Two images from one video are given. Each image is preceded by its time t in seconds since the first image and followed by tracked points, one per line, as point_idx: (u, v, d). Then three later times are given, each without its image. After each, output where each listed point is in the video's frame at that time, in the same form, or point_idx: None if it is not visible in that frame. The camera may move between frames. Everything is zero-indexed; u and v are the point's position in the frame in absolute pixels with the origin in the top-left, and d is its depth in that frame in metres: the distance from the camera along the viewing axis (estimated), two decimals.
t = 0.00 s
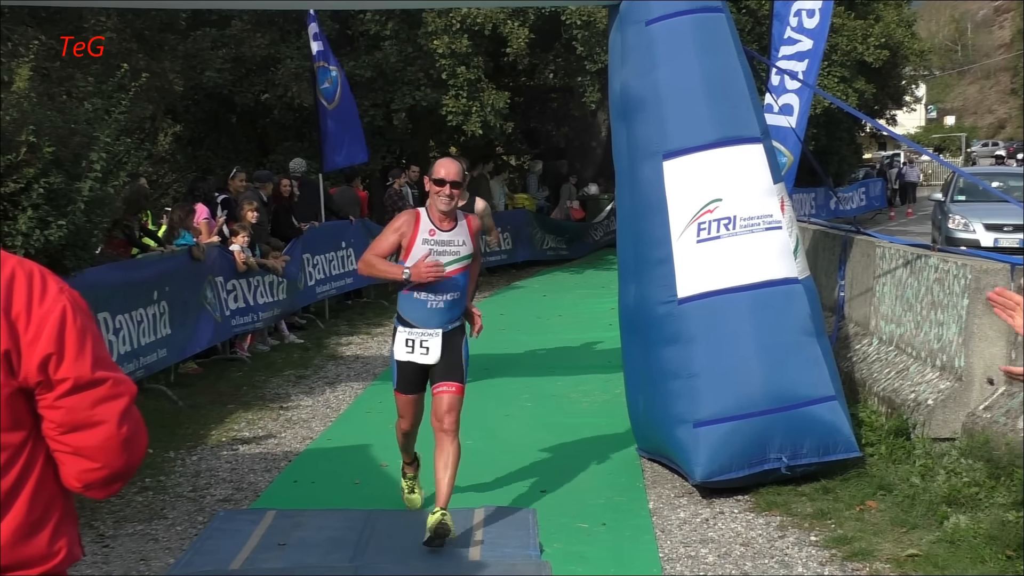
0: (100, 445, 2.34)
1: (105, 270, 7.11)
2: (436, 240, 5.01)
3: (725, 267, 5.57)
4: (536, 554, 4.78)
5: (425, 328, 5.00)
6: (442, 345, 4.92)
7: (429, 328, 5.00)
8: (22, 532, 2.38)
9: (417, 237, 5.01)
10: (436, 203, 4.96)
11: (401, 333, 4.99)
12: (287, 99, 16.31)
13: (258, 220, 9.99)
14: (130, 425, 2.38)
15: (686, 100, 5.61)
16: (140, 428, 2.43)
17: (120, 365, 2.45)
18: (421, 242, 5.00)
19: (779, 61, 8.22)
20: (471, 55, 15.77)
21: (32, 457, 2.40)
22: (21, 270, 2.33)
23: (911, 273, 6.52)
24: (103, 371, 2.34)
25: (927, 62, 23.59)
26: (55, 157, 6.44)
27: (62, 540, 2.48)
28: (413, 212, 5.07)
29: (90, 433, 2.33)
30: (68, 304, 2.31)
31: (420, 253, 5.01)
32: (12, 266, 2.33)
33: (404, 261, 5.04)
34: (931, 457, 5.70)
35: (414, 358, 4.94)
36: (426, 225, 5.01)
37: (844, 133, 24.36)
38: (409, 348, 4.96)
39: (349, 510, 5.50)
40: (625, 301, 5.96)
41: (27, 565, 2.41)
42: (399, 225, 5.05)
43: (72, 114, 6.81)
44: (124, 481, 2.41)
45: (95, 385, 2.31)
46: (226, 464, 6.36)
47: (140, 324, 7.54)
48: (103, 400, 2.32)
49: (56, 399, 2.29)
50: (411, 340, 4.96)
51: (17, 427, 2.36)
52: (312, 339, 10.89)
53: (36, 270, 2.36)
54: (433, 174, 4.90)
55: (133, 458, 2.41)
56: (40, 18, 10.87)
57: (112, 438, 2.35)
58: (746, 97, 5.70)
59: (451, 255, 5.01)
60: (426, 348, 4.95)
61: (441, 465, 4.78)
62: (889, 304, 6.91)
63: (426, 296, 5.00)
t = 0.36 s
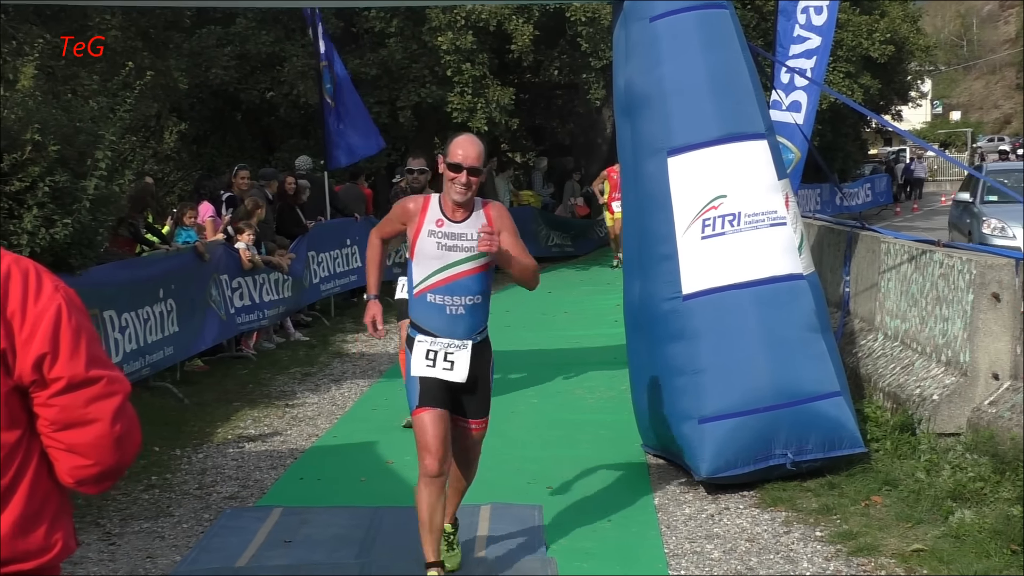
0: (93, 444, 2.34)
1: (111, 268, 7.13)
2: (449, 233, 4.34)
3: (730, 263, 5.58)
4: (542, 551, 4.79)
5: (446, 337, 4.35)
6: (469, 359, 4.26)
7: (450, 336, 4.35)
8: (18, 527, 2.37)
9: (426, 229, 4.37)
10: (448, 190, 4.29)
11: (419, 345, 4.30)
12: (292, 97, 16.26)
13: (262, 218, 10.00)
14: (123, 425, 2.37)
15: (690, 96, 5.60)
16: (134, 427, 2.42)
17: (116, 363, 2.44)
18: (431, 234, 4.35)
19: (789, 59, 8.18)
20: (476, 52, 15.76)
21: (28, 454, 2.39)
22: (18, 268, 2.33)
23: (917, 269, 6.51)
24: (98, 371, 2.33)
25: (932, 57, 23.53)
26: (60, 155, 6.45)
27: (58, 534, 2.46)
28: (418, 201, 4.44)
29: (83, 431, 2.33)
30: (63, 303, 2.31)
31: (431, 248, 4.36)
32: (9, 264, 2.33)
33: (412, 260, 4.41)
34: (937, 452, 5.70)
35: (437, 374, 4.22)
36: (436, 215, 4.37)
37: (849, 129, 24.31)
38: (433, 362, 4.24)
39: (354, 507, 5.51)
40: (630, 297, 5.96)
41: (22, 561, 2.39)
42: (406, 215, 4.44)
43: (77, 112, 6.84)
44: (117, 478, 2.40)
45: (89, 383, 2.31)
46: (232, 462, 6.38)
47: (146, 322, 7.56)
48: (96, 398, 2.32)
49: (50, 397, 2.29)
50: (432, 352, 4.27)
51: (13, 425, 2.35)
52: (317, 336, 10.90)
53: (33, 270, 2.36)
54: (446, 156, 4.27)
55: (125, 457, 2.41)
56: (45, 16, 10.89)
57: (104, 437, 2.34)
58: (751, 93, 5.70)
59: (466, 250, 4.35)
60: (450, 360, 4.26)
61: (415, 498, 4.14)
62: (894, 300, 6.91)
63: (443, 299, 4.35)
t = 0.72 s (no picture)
0: (80, 438, 2.22)
1: (115, 263, 7.13)
2: (498, 253, 3.56)
3: (733, 258, 5.57)
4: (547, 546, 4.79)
5: (486, 379, 3.58)
6: (511, 405, 3.52)
7: (494, 380, 3.57)
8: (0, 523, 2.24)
9: (470, 249, 3.54)
10: (491, 201, 3.55)
11: (451, 392, 3.57)
12: (297, 93, 16.28)
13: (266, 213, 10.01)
14: (109, 419, 2.26)
15: (693, 92, 5.59)
16: (120, 421, 2.31)
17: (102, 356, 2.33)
18: (478, 256, 3.54)
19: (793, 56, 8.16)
20: (480, 47, 15.76)
21: (13, 448, 2.26)
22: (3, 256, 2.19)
23: (921, 264, 6.50)
24: (84, 364, 2.22)
25: (937, 52, 23.50)
26: (64, 150, 6.46)
27: (43, 527, 2.35)
28: (450, 216, 3.59)
29: (70, 425, 2.21)
30: (50, 295, 2.19)
31: (477, 272, 3.54)
32: None
33: (447, 288, 3.58)
34: (941, 447, 5.70)
35: (475, 426, 3.51)
36: (480, 232, 3.56)
37: (853, 124, 24.30)
38: (469, 411, 3.52)
39: (358, 502, 5.52)
40: (634, 293, 5.95)
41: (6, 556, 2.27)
42: (438, 237, 3.54)
43: (81, 107, 6.84)
44: (103, 473, 2.29)
45: (75, 377, 2.20)
46: (237, 457, 6.39)
47: (150, 317, 7.57)
48: (82, 393, 2.21)
49: (35, 391, 2.17)
50: (466, 399, 3.54)
51: None
52: (321, 331, 10.91)
53: (19, 261, 2.23)
54: (488, 160, 3.56)
55: (112, 451, 2.30)
56: (49, 11, 10.90)
57: (91, 432, 2.23)
58: (754, 89, 5.70)
59: (518, 272, 3.59)
60: (490, 408, 3.52)
61: (510, 575, 3.39)
62: (898, 295, 6.89)
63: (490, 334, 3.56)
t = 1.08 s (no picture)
0: (75, 435, 2.15)
1: (120, 261, 7.14)
2: (562, 275, 2.83)
3: (738, 258, 5.57)
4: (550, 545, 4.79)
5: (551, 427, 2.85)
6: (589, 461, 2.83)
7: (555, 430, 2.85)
8: None
9: (529, 270, 2.82)
10: (559, 208, 2.84)
11: (515, 439, 2.83)
12: (302, 91, 16.30)
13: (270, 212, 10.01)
14: (105, 416, 2.19)
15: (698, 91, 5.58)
16: (115, 419, 2.24)
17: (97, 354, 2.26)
18: (537, 277, 2.82)
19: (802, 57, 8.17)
20: (485, 46, 15.77)
21: (8, 446, 2.18)
22: None
23: (926, 264, 6.48)
24: (79, 361, 2.15)
25: (942, 52, 23.48)
26: (69, 149, 6.46)
27: (39, 526, 2.27)
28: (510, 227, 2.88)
29: (65, 423, 2.14)
30: (46, 294, 2.12)
31: (537, 298, 2.82)
32: None
33: (501, 318, 2.86)
34: (945, 448, 5.69)
35: (547, 481, 2.78)
36: (544, 248, 2.84)
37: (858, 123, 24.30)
38: (538, 464, 2.80)
39: (361, 501, 5.52)
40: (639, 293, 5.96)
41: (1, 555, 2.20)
42: (489, 256, 2.82)
43: (87, 106, 6.85)
44: (100, 471, 2.22)
45: (70, 375, 2.13)
46: (241, 455, 6.40)
47: (155, 315, 7.58)
48: (77, 390, 2.13)
49: (30, 388, 2.10)
50: (535, 449, 2.81)
51: None
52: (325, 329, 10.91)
53: (15, 259, 2.16)
54: (561, 159, 2.87)
55: (108, 448, 2.23)
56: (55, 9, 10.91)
57: (87, 429, 2.16)
58: (760, 88, 5.68)
59: (586, 301, 2.83)
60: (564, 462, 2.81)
61: None
62: (903, 295, 6.88)
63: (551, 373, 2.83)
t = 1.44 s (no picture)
0: (73, 434, 2.15)
1: (123, 260, 7.15)
2: (656, 304, 2.49)
3: (741, 259, 5.57)
4: (552, 545, 4.79)
5: (646, 480, 2.53)
6: (685, 519, 2.53)
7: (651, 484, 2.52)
8: None
9: (623, 304, 2.45)
10: (652, 228, 2.48)
11: (600, 501, 2.48)
12: (305, 91, 16.31)
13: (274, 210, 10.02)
14: (103, 414, 2.19)
15: (702, 93, 5.57)
16: (114, 418, 2.24)
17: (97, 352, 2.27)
18: (633, 311, 2.46)
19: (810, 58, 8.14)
20: (489, 46, 15.79)
21: (8, 444, 2.18)
22: None
23: (929, 266, 6.48)
24: (77, 360, 2.15)
25: (946, 54, 23.46)
26: (74, 147, 6.47)
27: (40, 525, 2.27)
28: (587, 254, 2.47)
29: (63, 421, 2.14)
30: (44, 292, 2.13)
31: (636, 335, 2.46)
32: None
33: (593, 365, 2.46)
34: (947, 450, 5.67)
35: (639, 549, 2.48)
36: (636, 276, 2.48)
37: (862, 125, 24.27)
38: (627, 527, 2.48)
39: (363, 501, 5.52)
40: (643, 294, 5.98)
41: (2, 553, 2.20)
42: (580, 293, 2.39)
43: (91, 105, 6.86)
44: (100, 470, 2.22)
45: (68, 373, 2.13)
46: (243, 454, 6.41)
47: (158, 314, 7.60)
48: (75, 388, 2.14)
49: (27, 386, 2.11)
50: (622, 512, 2.48)
51: None
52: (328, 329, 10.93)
53: (14, 258, 2.16)
54: (650, 171, 2.50)
55: (107, 446, 2.23)
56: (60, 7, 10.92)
57: (84, 428, 2.16)
58: (763, 90, 5.68)
59: (681, 331, 2.52)
60: (658, 525, 2.50)
61: None
62: (906, 297, 6.88)
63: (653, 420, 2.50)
